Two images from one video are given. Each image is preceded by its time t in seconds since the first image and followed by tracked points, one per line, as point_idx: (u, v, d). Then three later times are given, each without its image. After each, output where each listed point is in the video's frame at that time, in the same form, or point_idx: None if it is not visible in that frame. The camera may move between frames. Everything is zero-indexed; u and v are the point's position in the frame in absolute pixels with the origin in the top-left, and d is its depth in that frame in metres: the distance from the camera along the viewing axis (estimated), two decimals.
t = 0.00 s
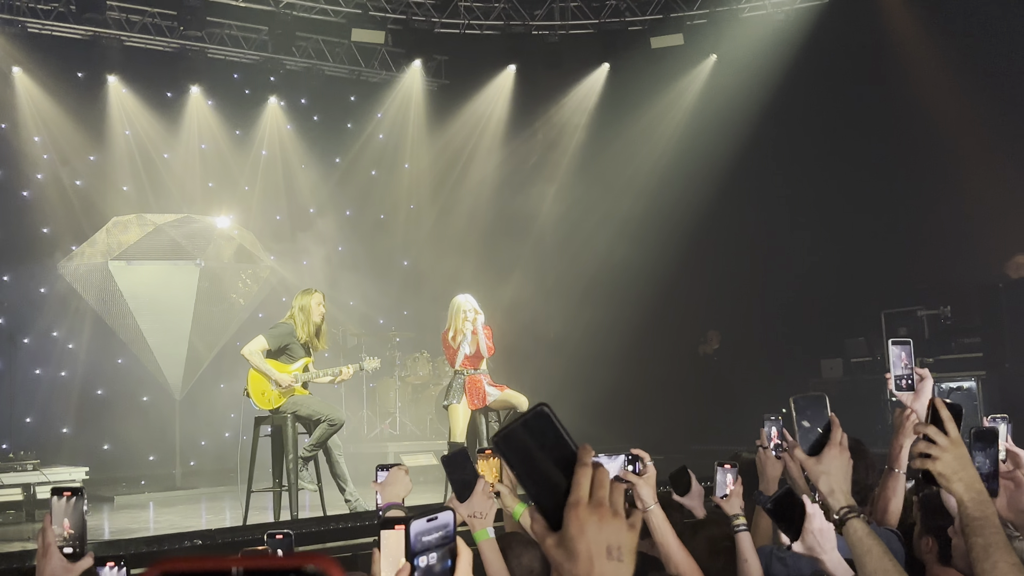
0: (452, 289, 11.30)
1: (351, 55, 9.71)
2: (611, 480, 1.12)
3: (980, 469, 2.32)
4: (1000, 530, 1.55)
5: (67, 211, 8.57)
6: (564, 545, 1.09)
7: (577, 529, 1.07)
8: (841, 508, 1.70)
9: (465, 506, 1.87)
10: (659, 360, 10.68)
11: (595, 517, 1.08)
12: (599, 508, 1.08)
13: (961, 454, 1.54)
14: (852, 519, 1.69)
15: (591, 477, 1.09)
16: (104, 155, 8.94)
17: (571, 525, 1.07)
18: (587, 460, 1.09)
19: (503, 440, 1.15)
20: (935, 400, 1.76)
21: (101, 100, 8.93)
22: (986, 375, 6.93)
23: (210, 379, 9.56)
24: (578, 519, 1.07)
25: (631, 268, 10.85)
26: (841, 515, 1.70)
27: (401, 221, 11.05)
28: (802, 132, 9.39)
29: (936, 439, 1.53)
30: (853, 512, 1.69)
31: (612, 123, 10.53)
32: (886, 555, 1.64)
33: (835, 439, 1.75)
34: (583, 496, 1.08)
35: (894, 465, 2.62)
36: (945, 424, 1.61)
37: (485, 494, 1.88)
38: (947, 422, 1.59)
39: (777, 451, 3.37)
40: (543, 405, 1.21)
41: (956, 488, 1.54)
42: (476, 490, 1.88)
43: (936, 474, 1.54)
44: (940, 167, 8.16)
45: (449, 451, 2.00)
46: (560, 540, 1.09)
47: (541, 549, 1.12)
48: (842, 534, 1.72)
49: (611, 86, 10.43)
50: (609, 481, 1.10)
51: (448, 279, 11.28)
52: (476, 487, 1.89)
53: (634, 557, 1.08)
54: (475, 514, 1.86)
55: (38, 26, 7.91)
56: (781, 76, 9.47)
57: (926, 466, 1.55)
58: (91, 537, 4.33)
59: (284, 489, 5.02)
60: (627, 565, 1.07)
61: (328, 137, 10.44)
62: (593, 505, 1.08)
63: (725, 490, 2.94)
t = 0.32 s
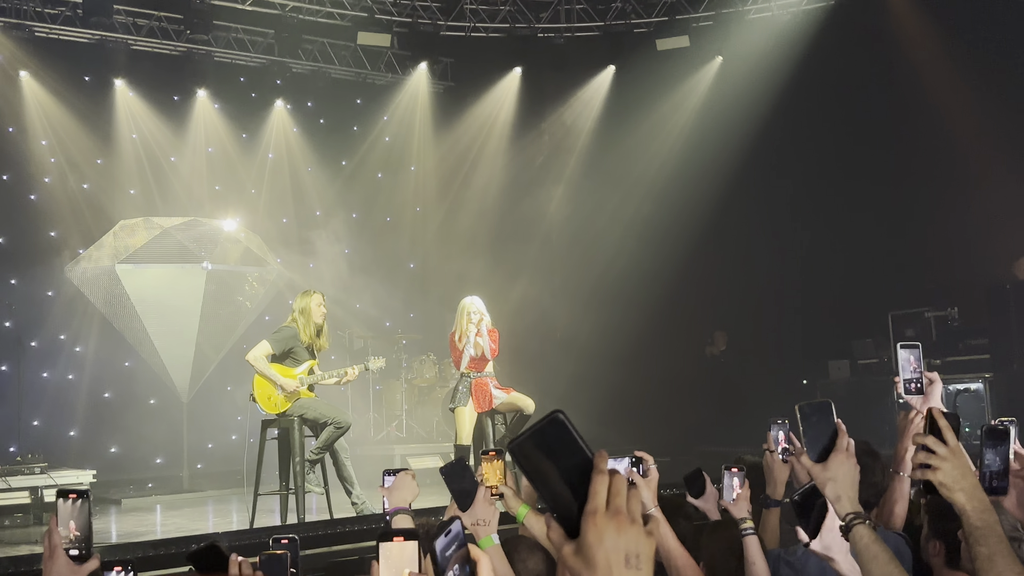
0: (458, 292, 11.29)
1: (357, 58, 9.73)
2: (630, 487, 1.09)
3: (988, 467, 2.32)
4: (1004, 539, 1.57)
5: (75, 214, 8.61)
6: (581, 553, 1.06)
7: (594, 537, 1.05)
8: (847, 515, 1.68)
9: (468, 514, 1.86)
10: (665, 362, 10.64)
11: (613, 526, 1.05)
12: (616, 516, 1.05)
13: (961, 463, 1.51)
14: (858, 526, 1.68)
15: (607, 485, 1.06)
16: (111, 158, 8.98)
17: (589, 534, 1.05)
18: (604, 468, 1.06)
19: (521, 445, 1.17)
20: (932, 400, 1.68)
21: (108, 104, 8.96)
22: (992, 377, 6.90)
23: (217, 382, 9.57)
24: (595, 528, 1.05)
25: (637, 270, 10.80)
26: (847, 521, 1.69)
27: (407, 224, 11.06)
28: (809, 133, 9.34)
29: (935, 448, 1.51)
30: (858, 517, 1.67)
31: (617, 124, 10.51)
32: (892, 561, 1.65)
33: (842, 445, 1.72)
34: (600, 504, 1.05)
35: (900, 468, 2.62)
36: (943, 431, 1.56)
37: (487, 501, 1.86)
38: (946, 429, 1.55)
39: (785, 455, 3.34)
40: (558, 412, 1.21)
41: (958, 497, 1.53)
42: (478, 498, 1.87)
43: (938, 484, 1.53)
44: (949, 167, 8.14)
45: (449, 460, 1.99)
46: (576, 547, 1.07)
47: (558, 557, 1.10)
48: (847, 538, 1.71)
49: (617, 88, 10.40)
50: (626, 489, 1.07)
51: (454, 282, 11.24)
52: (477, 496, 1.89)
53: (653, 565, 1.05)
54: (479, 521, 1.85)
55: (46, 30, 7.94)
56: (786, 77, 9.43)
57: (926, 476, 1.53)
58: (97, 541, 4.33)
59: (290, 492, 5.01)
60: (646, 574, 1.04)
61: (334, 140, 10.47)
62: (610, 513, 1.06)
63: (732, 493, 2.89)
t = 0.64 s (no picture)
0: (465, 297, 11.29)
1: (364, 64, 9.76)
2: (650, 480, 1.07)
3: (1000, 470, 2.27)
4: None
5: (83, 222, 8.65)
6: (597, 544, 1.04)
7: (611, 529, 1.03)
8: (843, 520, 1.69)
9: (483, 518, 1.84)
10: (672, 367, 10.60)
11: (631, 519, 1.03)
12: (635, 510, 1.03)
13: (991, 464, 1.53)
14: (854, 531, 1.68)
15: (629, 477, 1.04)
16: (119, 165, 9.03)
17: (605, 525, 1.03)
18: (627, 460, 1.03)
19: (541, 431, 1.13)
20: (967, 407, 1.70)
21: (116, 111, 9.01)
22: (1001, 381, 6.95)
23: (225, 388, 9.59)
24: (612, 519, 1.03)
25: (643, 275, 10.77)
26: (843, 526, 1.69)
27: (414, 229, 11.06)
28: (816, 136, 9.30)
29: (965, 449, 1.54)
30: (854, 522, 1.68)
31: (623, 129, 10.50)
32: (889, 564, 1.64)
33: (836, 451, 1.73)
34: (620, 496, 1.03)
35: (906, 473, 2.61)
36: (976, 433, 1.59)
37: (502, 505, 1.85)
38: (977, 432, 1.57)
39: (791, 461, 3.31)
40: (585, 400, 1.18)
41: (983, 498, 1.54)
42: (494, 501, 1.85)
43: (965, 483, 1.55)
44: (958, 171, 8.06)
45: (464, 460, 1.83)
46: (592, 537, 1.05)
47: (574, 546, 1.08)
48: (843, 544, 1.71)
49: (623, 92, 10.40)
50: (647, 482, 1.05)
51: (461, 288, 11.29)
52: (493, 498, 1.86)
53: (668, 562, 1.03)
54: (495, 525, 1.83)
55: (54, 39, 7.99)
56: (793, 80, 9.39)
57: (954, 475, 1.55)
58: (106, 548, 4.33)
59: (299, 498, 5.01)
60: (660, 569, 1.02)
61: (341, 146, 10.50)
62: (629, 506, 1.03)
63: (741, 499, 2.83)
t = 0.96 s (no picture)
0: (474, 302, 11.28)
1: (371, 70, 9.78)
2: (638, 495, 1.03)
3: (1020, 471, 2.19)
4: None
5: (92, 229, 8.68)
6: (587, 562, 1.00)
7: (600, 548, 0.99)
8: (851, 522, 1.69)
9: (509, 512, 1.69)
10: (682, 370, 10.54)
11: (619, 535, 0.99)
12: (622, 525, 1.00)
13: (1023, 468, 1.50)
14: (862, 534, 1.69)
15: (614, 492, 1.00)
16: (128, 172, 9.06)
17: (594, 544, 0.99)
18: (612, 475, 1.01)
19: (524, 449, 1.09)
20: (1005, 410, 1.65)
21: (124, 119, 9.05)
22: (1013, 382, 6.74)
23: (235, 394, 9.60)
24: (600, 538, 0.99)
25: (652, 278, 10.72)
26: (851, 529, 1.69)
27: (422, 234, 11.09)
28: (824, 138, 9.25)
29: (999, 450, 1.52)
30: (862, 526, 1.68)
31: (631, 133, 10.48)
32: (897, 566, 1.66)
33: (842, 454, 1.69)
34: (605, 513, 1.00)
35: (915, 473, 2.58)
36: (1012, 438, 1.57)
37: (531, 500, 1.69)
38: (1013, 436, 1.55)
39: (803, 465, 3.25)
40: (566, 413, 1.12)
41: (1014, 501, 1.50)
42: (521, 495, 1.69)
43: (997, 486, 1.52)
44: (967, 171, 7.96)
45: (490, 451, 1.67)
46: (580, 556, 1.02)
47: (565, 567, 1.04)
48: (851, 546, 1.72)
49: (630, 96, 10.38)
50: (635, 497, 1.01)
51: (470, 292, 11.31)
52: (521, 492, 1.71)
53: None
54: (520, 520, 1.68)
55: (64, 47, 8.04)
56: (800, 81, 9.34)
57: (986, 475, 1.52)
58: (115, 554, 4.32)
59: (308, 503, 4.99)
60: None
61: (349, 152, 10.53)
62: (616, 522, 1.00)
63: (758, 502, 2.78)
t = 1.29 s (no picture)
0: (485, 303, 11.28)
1: (381, 72, 9.76)
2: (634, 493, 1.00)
3: None
4: None
5: (105, 234, 8.73)
6: (579, 562, 0.96)
7: (593, 546, 0.95)
8: (864, 518, 1.65)
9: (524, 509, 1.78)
10: (694, 371, 10.43)
11: (614, 536, 0.95)
12: (618, 524, 0.96)
13: None
14: (875, 530, 1.65)
15: (611, 490, 0.97)
16: (140, 177, 9.12)
17: (588, 542, 0.95)
18: (608, 472, 0.96)
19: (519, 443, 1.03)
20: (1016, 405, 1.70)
21: (136, 123, 9.10)
22: None
23: (248, 397, 9.65)
24: (595, 536, 0.95)
25: (663, 278, 10.63)
26: (864, 525, 1.65)
27: (433, 235, 11.13)
28: (837, 135, 9.16)
29: (1015, 447, 1.54)
30: (876, 522, 1.64)
31: (641, 132, 10.43)
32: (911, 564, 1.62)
33: (857, 450, 1.66)
34: (601, 511, 0.96)
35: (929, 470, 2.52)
36: None
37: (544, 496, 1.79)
38: None
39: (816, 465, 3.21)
40: (563, 410, 1.08)
41: None
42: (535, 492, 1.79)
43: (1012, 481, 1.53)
44: (983, 169, 7.96)
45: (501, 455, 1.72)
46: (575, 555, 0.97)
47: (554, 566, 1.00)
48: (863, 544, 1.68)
49: (640, 96, 10.34)
50: (631, 496, 0.98)
51: (481, 293, 11.31)
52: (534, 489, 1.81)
53: None
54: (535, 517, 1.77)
55: (74, 52, 8.07)
56: (813, 78, 9.24)
57: (1002, 471, 1.54)
58: (129, 557, 4.33)
59: (322, 505, 4.98)
60: None
61: (360, 154, 10.58)
62: (612, 521, 0.96)
63: (774, 502, 2.74)
